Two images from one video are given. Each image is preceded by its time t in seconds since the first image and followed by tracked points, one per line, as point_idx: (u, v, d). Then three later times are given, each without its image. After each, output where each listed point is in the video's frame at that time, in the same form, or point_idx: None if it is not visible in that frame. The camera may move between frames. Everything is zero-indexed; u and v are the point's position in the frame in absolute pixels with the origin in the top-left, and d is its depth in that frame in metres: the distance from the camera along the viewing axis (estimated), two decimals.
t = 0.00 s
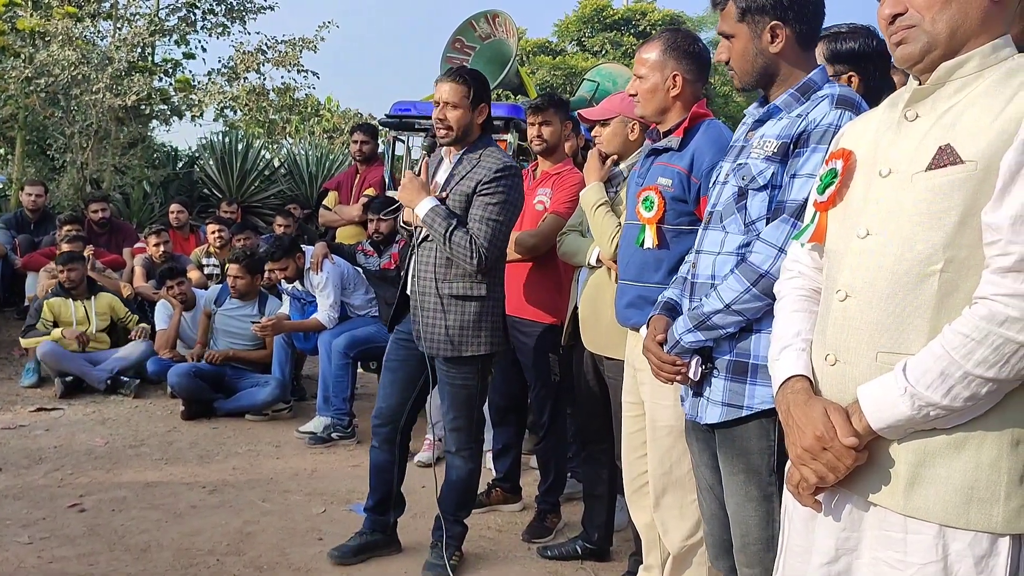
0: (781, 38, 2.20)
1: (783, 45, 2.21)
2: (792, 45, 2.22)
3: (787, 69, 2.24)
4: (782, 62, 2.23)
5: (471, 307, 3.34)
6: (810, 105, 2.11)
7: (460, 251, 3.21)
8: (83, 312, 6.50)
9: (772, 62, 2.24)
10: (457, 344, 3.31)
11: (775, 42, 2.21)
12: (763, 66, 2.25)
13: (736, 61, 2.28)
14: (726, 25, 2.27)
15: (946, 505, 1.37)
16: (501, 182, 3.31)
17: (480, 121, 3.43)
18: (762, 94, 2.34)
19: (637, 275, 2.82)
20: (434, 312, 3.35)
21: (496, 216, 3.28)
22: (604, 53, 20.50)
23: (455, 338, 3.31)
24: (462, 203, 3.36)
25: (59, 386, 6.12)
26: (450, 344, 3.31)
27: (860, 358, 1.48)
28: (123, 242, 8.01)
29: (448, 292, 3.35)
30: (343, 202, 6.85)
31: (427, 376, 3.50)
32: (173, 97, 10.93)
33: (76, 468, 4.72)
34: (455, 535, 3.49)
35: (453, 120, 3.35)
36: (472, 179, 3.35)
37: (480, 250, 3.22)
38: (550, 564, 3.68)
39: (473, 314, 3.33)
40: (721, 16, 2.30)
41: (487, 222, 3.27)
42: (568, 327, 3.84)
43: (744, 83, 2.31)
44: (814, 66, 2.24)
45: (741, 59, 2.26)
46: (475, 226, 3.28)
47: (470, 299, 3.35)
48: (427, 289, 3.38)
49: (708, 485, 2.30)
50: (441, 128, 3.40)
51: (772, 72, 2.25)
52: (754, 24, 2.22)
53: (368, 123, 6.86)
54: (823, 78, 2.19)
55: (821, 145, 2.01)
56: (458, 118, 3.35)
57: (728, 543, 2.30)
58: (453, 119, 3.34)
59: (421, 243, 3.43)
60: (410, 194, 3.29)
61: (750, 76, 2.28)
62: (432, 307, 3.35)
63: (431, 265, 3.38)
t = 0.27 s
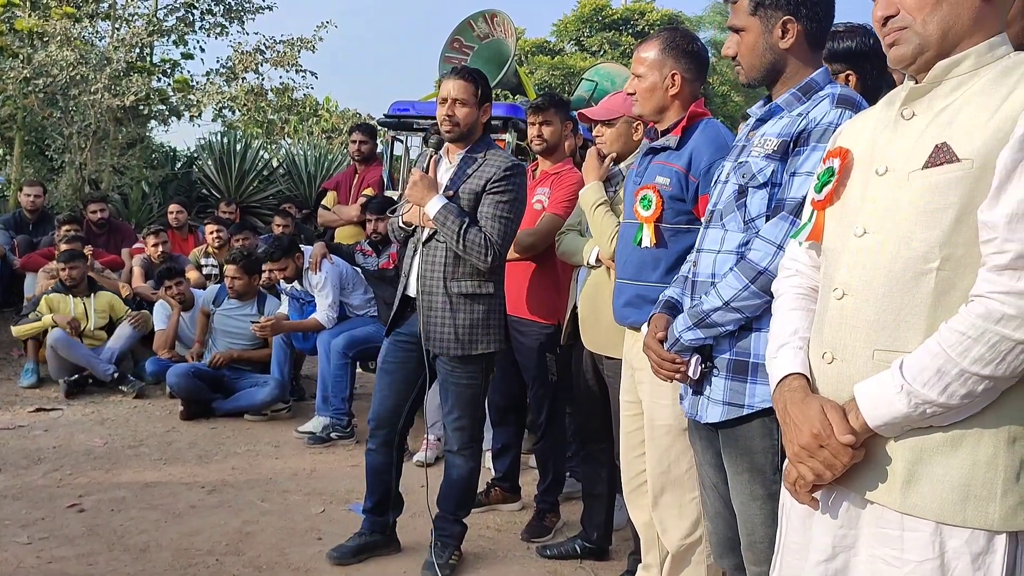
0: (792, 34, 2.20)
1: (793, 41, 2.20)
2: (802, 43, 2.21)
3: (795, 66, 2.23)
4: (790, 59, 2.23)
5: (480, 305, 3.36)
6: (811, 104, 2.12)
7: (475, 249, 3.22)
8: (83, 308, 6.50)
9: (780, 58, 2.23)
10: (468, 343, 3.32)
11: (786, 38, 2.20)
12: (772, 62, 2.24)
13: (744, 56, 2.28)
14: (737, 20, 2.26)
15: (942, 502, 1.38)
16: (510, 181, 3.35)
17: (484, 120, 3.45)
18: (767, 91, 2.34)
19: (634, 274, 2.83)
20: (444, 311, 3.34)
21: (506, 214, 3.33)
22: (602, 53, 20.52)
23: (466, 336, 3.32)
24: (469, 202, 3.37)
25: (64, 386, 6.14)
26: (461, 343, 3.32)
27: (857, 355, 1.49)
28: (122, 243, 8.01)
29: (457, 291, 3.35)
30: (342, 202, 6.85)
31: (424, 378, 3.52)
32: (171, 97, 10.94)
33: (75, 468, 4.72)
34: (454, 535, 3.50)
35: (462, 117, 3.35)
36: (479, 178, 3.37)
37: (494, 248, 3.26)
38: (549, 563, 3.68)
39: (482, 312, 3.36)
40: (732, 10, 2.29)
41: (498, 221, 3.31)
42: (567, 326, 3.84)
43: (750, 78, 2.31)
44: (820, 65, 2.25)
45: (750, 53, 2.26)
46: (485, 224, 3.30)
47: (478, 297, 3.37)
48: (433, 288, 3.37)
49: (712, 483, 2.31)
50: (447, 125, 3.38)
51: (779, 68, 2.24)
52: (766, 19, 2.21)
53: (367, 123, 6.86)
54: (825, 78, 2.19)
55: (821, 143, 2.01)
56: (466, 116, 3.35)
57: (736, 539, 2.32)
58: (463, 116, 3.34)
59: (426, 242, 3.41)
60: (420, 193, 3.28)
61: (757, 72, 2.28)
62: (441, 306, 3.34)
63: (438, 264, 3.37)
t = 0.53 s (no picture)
0: (800, 31, 2.20)
1: (801, 38, 2.21)
2: (809, 41, 2.22)
3: (802, 65, 2.24)
4: (797, 56, 2.23)
5: (480, 306, 3.37)
6: (813, 104, 2.12)
7: (479, 249, 3.23)
8: (78, 308, 6.54)
9: (787, 56, 2.23)
10: (469, 344, 3.32)
11: (794, 35, 2.21)
12: (778, 60, 2.24)
13: (750, 54, 2.27)
14: (744, 18, 2.25)
15: (936, 503, 1.38)
16: (511, 182, 3.36)
17: (484, 121, 3.46)
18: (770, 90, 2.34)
19: (631, 275, 2.83)
20: (445, 311, 3.33)
21: (508, 215, 3.35)
22: (599, 53, 20.53)
23: (468, 337, 3.32)
24: (469, 203, 3.38)
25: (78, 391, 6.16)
26: (462, 343, 3.32)
27: (851, 356, 1.49)
28: (119, 244, 8.00)
29: (458, 292, 3.35)
30: (339, 202, 6.85)
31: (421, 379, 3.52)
32: (168, 98, 10.93)
33: (71, 470, 4.72)
34: (452, 536, 3.50)
35: (464, 117, 3.35)
36: (480, 179, 3.39)
37: (497, 249, 3.27)
38: (546, 563, 3.68)
39: (483, 313, 3.36)
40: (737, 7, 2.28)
41: (500, 222, 3.33)
42: (565, 327, 3.84)
43: (756, 77, 2.31)
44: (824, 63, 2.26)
45: (757, 51, 2.25)
46: (488, 225, 3.32)
47: (479, 298, 3.38)
48: (434, 289, 3.35)
49: (717, 484, 2.34)
50: (447, 125, 3.38)
51: (785, 66, 2.25)
52: (774, 16, 2.20)
53: (364, 124, 6.86)
54: (827, 78, 2.21)
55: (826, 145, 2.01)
56: (468, 116, 3.36)
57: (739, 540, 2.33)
58: (466, 116, 3.34)
59: (426, 242, 3.40)
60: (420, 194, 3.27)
61: (763, 71, 2.28)
62: (442, 306, 3.34)
63: (439, 264, 3.36)
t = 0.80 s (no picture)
0: (806, 27, 2.21)
1: (806, 35, 2.22)
2: (813, 39, 2.23)
3: (807, 62, 2.25)
4: (801, 52, 2.24)
5: (480, 308, 3.37)
6: (813, 103, 2.12)
7: (482, 251, 3.25)
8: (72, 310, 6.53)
9: (791, 52, 2.24)
10: (470, 345, 3.32)
11: (799, 31, 2.22)
12: (782, 56, 2.24)
13: (754, 49, 2.27)
14: (748, 12, 2.25)
15: (932, 503, 1.38)
16: (512, 184, 3.38)
17: (484, 123, 3.47)
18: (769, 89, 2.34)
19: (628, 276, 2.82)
20: (445, 312, 3.33)
21: (509, 217, 3.38)
22: (594, 53, 20.55)
23: (468, 338, 3.32)
24: (469, 204, 3.38)
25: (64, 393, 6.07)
26: (463, 345, 3.32)
27: (847, 355, 1.49)
28: (113, 246, 7.98)
29: (458, 293, 3.35)
30: (334, 203, 6.84)
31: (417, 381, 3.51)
32: (162, 99, 10.92)
33: (66, 473, 4.70)
34: (448, 537, 3.49)
35: (465, 119, 3.36)
36: (481, 180, 3.39)
37: (500, 251, 3.29)
38: (542, 564, 3.67)
39: (483, 314, 3.37)
40: (741, 2, 2.27)
41: (502, 223, 3.34)
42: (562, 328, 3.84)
43: (758, 74, 2.31)
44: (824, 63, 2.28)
45: (762, 46, 2.25)
46: (490, 227, 3.34)
47: (479, 300, 3.38)
48: (435, 290, 3.35)
49: (718, 484, 2.37)
50: (448, 126, 3.39)
51: (788, 63, 2.25)
52: (780, 11, 2.21)
53: (358, 125, 6.86)
54: (825, 77, 2.21)
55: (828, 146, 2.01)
56: (469, 118, 3.37)
57: (740, 540, 2.36)
58: (467, 118, 3.35)
59: (426, 243, 3.40)
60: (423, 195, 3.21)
61: (766, 66, 2.27)
62: (442, 307, 3.33)
63: (439, 265, 3.36)
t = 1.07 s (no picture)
0: (800, 29, 2.22)
1: (800, 36, 2.23)
2: (807, 39, 2.25)
3: (800, 63, 2.26)
4: (795, 53, 2.25)
5: (477, 310, 3.38)
6: (803, 101, 2.13)
7: (484, 255, 3.27)
8: (67, 319, 6.43)
9: (785, 52, 2.25)
10: (468, 348, 3.33)
11: (793, 33, 2.23)
12: (777, 56, 2.25)
13: (748, 50, 2.26)
14: (741, 13, 2.25)
15: (931, 503, 1.37)
16: (512, 188, 3.40)
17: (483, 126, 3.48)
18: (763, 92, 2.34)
19: (622, 277, 2.80)
20: (445, 315, 3.32)
21: (509, 220, 3.38)
22: (586, 54, 20.58)
23: (466, 341, 3.32)
24: (469, 206, 3.38)
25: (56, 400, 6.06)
26: (461, 347, 3.32)
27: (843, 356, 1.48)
28: (104, 249, 7.94)
29: (458, 295, 3.35)
30: (327, 205, 6.83)
31: (412, 383, 3.50)
32: (153, 101, 10.88)
33: (58, 478, 4.67)
34: (442, 540, 3.48)
35: (466, 121, 3.38)
36: (481, 182, 3.39)
37: (500, 255, 3.31)
38: (536, 566, 3.66)
39: (481, 317, 3.38)
40: (734, 3, 2.27)
41: (502, 227, 3.35)
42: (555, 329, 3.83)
43: (753, 76, 2.30)
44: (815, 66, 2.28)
45: (757, 47, 2.25)
46: (491, 229, 3.34)
47: (477, 302, 3.39)
48: (434, 292, 3.34)
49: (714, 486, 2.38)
50: (448, 127, 3.40)
51: (782, 64, 2.25)
52: (775, 13, 2.21)
53: (351, 126, 6.84)
54: (816, 77, 2.22)
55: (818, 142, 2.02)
56: (469, 120, 3.39)
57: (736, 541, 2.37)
58: (467, 120, 3.37)
59: (425, 244, 3.38)
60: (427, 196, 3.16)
61: (761, 68, 2.27)
62: (442, 310, 3.32)
63: (439, 268, 3.35)
